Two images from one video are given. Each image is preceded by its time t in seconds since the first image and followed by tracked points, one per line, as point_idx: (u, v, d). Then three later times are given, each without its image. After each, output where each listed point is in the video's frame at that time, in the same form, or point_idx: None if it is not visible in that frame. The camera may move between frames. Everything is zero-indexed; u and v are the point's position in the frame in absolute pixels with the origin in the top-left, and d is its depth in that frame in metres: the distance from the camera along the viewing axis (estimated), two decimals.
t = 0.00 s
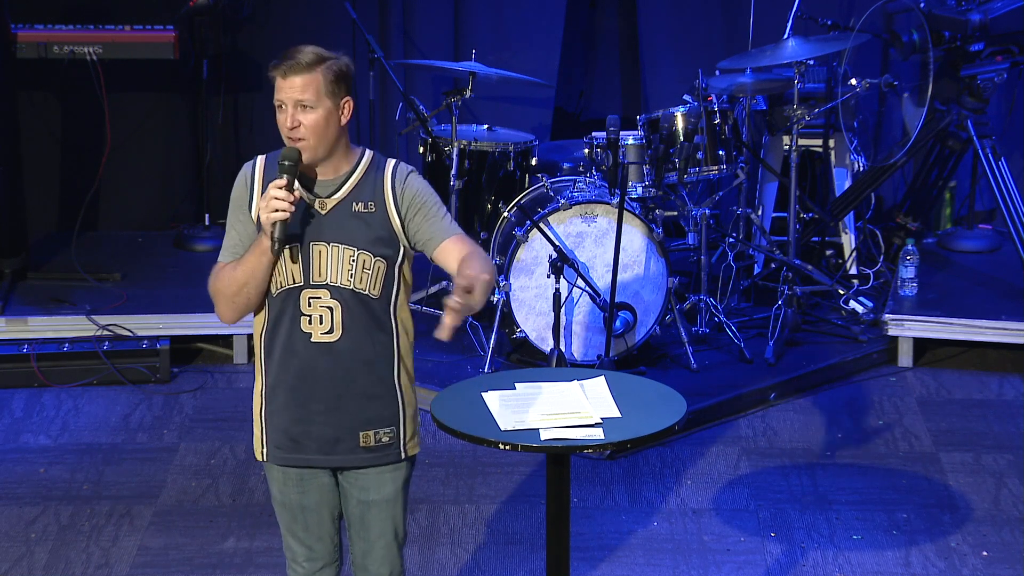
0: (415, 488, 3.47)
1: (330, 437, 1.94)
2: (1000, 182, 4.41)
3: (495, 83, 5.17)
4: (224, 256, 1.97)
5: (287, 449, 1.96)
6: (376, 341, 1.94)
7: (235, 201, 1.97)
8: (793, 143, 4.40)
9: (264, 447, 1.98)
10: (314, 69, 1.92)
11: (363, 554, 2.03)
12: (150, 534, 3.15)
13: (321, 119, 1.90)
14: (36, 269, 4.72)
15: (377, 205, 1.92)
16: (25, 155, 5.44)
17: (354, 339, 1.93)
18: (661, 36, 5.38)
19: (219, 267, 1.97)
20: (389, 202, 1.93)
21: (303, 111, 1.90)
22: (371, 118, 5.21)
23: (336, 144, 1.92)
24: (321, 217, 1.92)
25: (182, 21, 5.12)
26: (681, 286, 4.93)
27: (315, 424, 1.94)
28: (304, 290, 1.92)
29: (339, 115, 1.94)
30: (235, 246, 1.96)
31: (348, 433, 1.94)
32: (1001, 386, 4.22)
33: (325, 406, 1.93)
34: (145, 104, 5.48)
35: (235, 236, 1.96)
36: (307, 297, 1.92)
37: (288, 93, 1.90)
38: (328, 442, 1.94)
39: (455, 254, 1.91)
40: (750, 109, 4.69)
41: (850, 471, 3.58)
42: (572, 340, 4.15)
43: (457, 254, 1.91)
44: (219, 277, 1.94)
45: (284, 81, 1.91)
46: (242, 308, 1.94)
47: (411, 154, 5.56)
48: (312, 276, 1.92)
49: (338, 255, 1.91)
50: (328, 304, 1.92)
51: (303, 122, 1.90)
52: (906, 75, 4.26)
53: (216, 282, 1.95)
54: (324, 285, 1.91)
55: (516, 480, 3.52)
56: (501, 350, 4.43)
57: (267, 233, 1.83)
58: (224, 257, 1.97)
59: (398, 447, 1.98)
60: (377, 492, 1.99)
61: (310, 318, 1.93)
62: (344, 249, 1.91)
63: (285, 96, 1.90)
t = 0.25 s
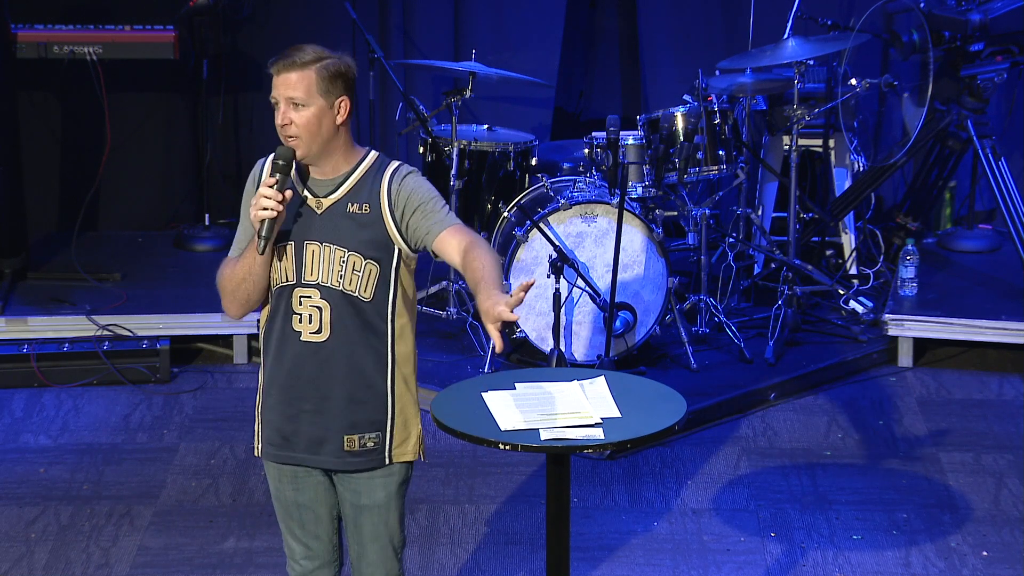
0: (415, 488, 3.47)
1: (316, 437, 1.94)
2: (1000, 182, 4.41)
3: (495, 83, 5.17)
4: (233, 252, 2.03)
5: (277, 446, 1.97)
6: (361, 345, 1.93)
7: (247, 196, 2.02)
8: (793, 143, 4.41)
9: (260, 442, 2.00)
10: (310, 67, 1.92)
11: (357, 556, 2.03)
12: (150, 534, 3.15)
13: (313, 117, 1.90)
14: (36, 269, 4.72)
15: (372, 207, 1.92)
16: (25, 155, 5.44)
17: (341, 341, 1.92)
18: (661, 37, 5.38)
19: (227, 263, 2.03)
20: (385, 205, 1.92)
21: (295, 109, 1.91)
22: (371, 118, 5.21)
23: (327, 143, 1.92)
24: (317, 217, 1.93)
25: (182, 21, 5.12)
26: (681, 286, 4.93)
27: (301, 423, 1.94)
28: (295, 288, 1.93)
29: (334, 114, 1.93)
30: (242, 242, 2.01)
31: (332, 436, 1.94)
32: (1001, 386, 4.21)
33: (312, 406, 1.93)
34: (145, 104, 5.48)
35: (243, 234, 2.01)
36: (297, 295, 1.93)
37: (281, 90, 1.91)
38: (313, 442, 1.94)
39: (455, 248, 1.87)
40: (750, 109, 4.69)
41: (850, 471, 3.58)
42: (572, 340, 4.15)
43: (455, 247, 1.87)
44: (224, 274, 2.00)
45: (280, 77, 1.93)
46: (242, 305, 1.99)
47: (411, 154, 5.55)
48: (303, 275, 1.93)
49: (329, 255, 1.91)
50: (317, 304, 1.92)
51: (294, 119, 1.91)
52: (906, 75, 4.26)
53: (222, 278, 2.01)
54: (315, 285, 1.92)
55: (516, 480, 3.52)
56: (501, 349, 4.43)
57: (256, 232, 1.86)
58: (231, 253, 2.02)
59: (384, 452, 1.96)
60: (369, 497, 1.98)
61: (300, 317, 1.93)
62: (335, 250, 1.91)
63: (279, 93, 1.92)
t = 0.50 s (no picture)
0: (415, 488, 3.47)
1: (316, 438, 1.94)
2: (1000, 182, 4.41)
3: (495, 83, 5.17)
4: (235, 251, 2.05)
5: (279, 445, 1.97)
6: (362, 346, 1.93)
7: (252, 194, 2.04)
8: (793, 143, 4.41)
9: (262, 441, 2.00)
10: (309, 69, 1.92)
11: (358, 558, 2.03)
12: (150, 534, 3.15)
13: (312, 119, 1.90)
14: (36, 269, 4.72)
15: (373, 209, 1.92)
16: (25, 155, 5.44)
17: (342, 342, 1.92)
18: (661, 36, 5.38)
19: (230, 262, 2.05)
20: (386, 208, 1.92)
21: (294, 112, 1.91)
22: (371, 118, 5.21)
23: (327, 145, 1.92)
24: (319, 217, 1.94)
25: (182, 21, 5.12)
26: (681, 286, 4.93)
27: (302, 423, 1.94)
28: (296, 289, 1.94)
29: (334, 116, 1.93)
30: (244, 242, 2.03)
31: (332, 437, 1.94)
32: (1001, 386, 4.21)
33: (312, 406, 1.94)
34: (145, 104, 5.48)
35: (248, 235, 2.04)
36: (299, 296, 1.94)
37: (281, 93, 1.92)
38: (314, 443, 1.94)
39: (455, 250, 1.87)
40: (750, 109, 4.69)
41: (850, 471, 3.58)
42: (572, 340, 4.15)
43: (455, 249, 1.87)
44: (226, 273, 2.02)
45: (280, 80, 1.93)
46: (243, 305, 2.01)
47: (411, 154, 5.55)
48: (305, 276, 1.93)
49: (330, 256, 1.92)
50: (318, 305, 1.93)
51: (293, 122, 1.91)
52: (906, 75, 4.25)
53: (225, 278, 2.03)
54: (316, 286, 1.92)
55: (516, 480, 3.52)
56: (501, 349, 4.43)
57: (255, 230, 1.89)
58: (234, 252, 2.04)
59: (384, 454, 1.96)
60: (369, 498, 1.98)
61: (301, 318, 1.94)
62: (336, 251, 1.92)
63: (279, 96, 1.92)
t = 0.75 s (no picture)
0: (415, 488, 3.47)
1: (318, 440, 1.94)
2: (1000, 182, 4.41)
3: (495, 83, 5.17)
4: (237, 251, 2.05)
5: (282, 446, 1.97)
6: (364, 348, 1.93)
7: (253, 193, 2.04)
8: (793, 143, 4.40)
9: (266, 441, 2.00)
10: (312, 71, 1.92)
11: (359, 558, 2.03)
12: (150, 534, 3.15)
13: (315, 121, 1.90)
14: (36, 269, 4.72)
15: (376, 211, 1.92)
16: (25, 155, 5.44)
17: (344, 344, 1.92)
18: (661, 37, 5.38)
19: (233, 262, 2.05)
20: (389, 209, 1.92)
21: (298, 113, 1.91)
22: (371, 118, 5.21)
23: (330, 146, 1.92)
24: (322, 219, 1.95)
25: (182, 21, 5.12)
26: (681, 286, 4.93)
27: (305, 424, 1.94)
28: (299, 290, 1.94)
29: (337, 117, 1.92)
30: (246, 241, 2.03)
31: (335, 438, 1.94)
32: (1001, 386, 4.22)
33: (315, 407, 1.94)
34: (145, 104, 5.48)
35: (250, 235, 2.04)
36: (302, 298, 1.94)
37: (285, 94, 1.91)
38: (316, 444, 1.94)
39: (457, 251, 1.87)
40: (750, 109, 4.69)
41: (850, 471, 3.58)
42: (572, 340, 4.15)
43: (458, 251, 1.87)
44: (229, 273, 2.02)
45: (284, 82, 1.93)
46: (247, 305, 2.02)
47: (411, 154, 5.55)
48: (308, 278, 1.94)
49: (333, 258, 1.92)
50: (321, 306, 1.93)
51: (297, 123, 1.90)
52: (906, 75, 4.24)
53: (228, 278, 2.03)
54: (319, 288, 1.93)
55: (516, 480, 3.52)
56: (501, 349, 4.43)
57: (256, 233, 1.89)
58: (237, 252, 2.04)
59: (387, 456, 1.95)
60: (371, 499, 1.98)
61: (305, 319, 1.94)
62: (339, 253, 1.92)
63: (283, 97, 1.92)
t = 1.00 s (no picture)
0: (415, 488, 3.47)
1: (319, 440, 1.94)
2: (1000, 183, 4.41)
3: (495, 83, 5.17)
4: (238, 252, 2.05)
5: (283, 446, 1.97)
6: (366, 348, 1.93)
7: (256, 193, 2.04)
8: (793, 143, 4.41)
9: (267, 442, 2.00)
10: (317, 71, 1.92)
11: (361, 559, 2.03)
12: (150, 534, 3.15)
13: (320, 122, 1.90)
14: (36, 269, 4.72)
15: (378, 211, 1.92)
16: (24, 155, 5.44)
17: (346, 344, 1.92)
18: (661, 37, 5.38)
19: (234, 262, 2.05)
20: (392, 210, 1.92)
21: (303, 114, 1.91)
22: (371, 118, 5.21)
23: (336, 147, 1.92)
24: (324, 219, 1.95)
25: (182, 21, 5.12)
26: (681, 286, 4.92)
27: (306, 425, 1.94)
28: (302, 291, 1.94)
29: (342, 118, 1.92)
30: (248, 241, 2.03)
31: (336, 439, 1.94)
32: (1001, 386, 4.22)
33: (317, 407, 1.94)
34: (145, 104, 5.48)
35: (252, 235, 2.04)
36: (305, 298, 1.94)
37: (289, 95, 1.91)
38: (317, 445, 1.94)
39: (460, 252, 1.86)
40: (750, 109, 4.69)
41: (850, 471, 3.58)
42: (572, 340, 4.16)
43: (461, 252, 1.86)
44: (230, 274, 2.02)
45: (288, 82, 1.92)
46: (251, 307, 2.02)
47: (411, 154, 5.55)
48: (311, 278, 1.94)
49: (335, 259, 1.92)
50: (323, 307, 1.93)
51: (302, 124, 1.90)
52: (906, 75, 4.24)
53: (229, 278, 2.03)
54: (321, 288, 1.93)
55: (516, 480, 3.52)
56: (501, 349, 4.43)
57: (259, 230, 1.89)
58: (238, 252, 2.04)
59: (388, 457, 1.95)
60: (373, 500, 1.98)
61: (307, 320, 1.94)
62: (342, 254, 1.92)
63: (287, 98, 1.91)
